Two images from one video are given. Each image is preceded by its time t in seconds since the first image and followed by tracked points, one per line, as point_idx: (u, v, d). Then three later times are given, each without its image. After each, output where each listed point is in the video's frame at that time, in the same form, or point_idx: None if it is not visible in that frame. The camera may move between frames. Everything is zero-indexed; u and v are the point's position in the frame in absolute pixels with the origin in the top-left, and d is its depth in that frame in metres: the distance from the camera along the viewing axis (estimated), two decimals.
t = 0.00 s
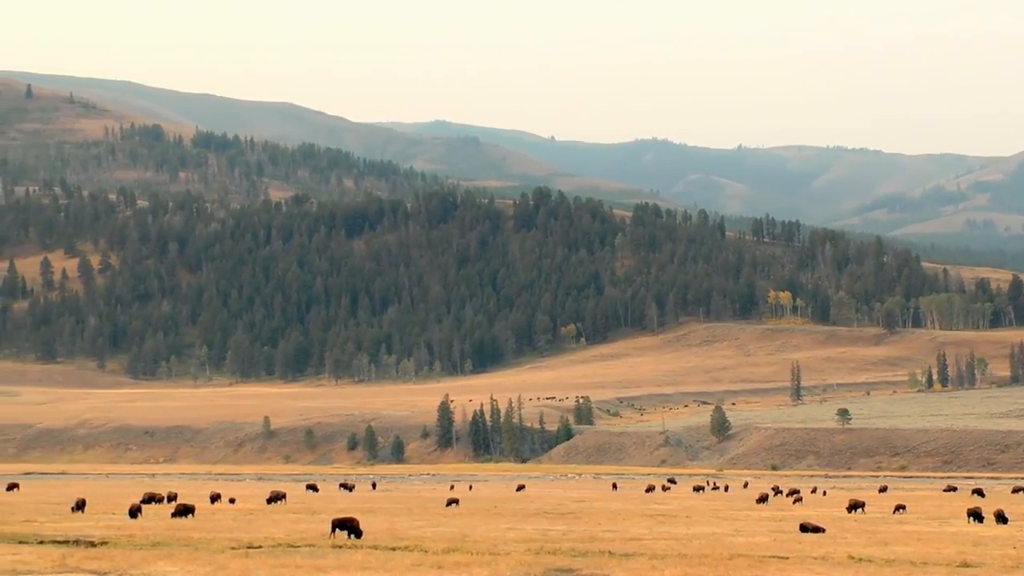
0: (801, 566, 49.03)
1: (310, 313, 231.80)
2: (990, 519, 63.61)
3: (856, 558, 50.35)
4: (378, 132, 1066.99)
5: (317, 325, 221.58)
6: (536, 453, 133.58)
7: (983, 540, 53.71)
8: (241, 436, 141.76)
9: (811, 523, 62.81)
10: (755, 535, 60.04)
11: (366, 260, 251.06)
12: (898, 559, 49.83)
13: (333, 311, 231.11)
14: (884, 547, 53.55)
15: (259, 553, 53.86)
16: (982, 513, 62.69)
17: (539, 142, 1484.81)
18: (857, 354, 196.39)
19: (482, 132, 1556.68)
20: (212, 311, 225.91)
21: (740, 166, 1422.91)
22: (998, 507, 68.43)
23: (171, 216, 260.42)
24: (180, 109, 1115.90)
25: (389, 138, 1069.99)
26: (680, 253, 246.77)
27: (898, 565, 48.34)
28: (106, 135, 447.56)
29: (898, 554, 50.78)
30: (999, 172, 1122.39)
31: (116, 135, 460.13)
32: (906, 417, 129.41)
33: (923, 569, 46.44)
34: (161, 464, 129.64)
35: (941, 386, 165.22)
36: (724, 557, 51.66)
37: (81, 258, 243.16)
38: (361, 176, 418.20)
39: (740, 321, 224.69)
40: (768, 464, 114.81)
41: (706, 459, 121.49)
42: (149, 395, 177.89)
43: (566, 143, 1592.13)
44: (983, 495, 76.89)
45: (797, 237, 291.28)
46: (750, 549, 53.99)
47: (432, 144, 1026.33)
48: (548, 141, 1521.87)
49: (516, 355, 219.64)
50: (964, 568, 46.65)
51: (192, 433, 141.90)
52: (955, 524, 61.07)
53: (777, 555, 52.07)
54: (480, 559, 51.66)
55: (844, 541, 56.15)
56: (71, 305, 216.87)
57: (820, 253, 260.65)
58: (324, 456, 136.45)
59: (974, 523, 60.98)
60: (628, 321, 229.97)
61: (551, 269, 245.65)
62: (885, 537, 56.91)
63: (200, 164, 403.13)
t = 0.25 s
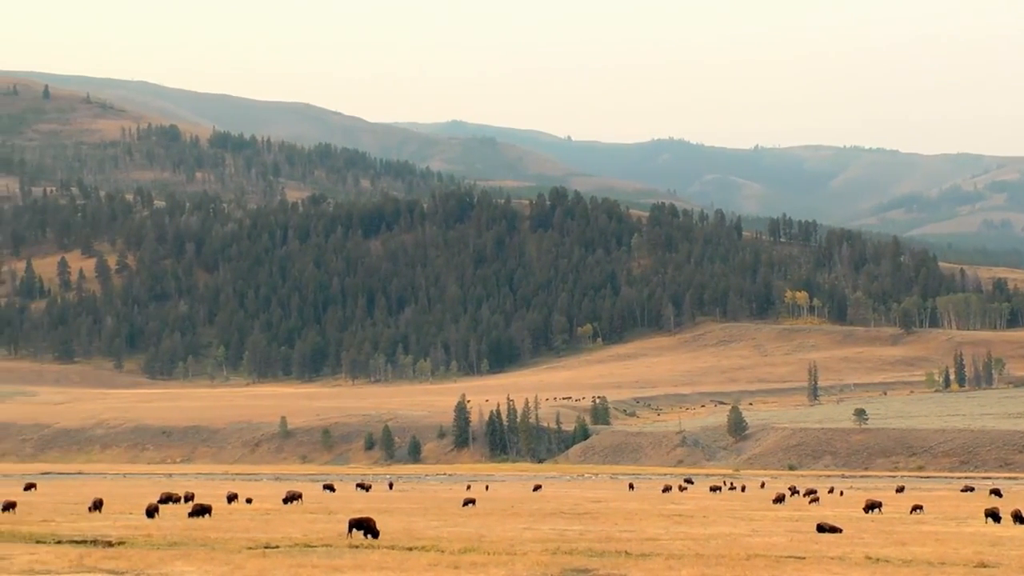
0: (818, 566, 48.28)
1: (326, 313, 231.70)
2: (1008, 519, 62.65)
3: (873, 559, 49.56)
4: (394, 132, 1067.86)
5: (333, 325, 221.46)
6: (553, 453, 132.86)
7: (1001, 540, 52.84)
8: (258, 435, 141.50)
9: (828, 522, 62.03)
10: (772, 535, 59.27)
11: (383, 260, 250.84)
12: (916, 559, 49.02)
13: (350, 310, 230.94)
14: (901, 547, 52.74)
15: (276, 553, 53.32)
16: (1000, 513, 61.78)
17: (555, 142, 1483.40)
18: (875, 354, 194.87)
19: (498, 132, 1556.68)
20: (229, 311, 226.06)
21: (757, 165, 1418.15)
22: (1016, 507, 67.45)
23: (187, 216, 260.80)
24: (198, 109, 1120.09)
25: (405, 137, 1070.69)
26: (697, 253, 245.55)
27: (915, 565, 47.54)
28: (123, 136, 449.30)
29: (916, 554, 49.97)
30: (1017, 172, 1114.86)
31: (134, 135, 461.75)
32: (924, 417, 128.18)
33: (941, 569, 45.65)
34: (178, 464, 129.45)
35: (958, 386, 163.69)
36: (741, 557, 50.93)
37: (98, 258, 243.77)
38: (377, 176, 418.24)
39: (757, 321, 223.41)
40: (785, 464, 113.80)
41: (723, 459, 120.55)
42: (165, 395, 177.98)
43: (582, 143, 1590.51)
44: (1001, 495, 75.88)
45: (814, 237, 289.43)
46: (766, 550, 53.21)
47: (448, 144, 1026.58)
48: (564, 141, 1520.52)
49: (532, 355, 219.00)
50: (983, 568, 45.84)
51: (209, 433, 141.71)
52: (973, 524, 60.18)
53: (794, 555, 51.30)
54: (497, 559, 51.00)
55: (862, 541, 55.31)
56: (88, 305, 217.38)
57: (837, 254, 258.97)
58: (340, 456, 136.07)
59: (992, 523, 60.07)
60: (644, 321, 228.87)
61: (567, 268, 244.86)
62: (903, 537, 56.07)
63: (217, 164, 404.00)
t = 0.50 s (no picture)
0: (835, 566, 47.50)
1: (343, 313, 231.58)
2: None
3: (889, 559, 48.77)
4: (411, 132, 1068.69)
5: (350, 325, 221.25)
6: (570, 453, 132.11)
7: (1018, 540, 51.97)
8: (275, 435, 141.27)
9: (844, 522, 61.24)
10: (787, 535, 58.52)
11: (399, 260, 250.57)
12: (932, 559, 48.22)
13: (366, 311, 230.72)
14: (917, 547, 51.96)
15: (293, 554, 52.77)
16: (1016, 513, 60.84)
17: (571, 141, 1481.88)
18: (892, 354, 193.26)
19: (514, 132, 1556.24)
20: (246, 311, 226.13)
21: (774, 165, 1413.18)
22: None
23: (204, 216, 261.32)
24: (215, 110, 1124.52)
25: (422, 137, 1071.46)
26: (713, 253, 244.31)
27: (932, 565, 46.72)
28: (141, 136, 451.00)
29: (933, 554, 49.13)
30: None
31: (151, 135, 463.40)
32: (942, 417, 126.91)
33: (957, 570, 44.92)
34: (195, 464, 129.25)
35: (975, 386, 162.01)
36: (757, 556, 50.22)
37: (116, 258, 244.36)
38: (394, 176, 418.14)
39: (773, 321, 222.07)
40: (801, 464, 112.78)
41: (739, 459, 119.63)
42: (182, 395, 178.10)
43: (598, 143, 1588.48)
44: (1018, 495, 74.89)
45: (830, 236, 287.55)
46: (783, 550, 52.42)
47: (464, 144, 1026.72)
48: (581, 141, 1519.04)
49: (549, 355, 218.30)
50: (999, 569, 45.12)
51: (226, 433, 141.53)
52: (990, 524, 59.28)
53: (811, 555, 50.54)
54: (513, 559, 50.37)
55: (878, 541, 54.51)
56: (105, 306, 217.79)
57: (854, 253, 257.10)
58: (357, 456, 135.73)
59: (1009, 523, 59.14)
60: (660, 321, 227.79)
61: (584, 269, 243.96)
62: (919, 537, 55.24)
63: (234, 164, 404.82)
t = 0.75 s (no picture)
0: (854, 567, 46.67)
1: (360, 313, 231.45)
2: None
3: (907, 559, 47.91)
4: (427, 132, 1069.42)
5: (367, 326, 221.08)
6: (586, 453, 131.35)
7: None
8: (292, 435, 140.99)
9: (861, 522, 60.41)
10: (804, 535, 57.73)
11: (416, 260, 250.26)
12: (950, 559, 47.40)
13: (383, 311, 230.50)
14: (936, 547, 51.10)
15: (310, 554, 52.23)
16: None
17: (587, 141, 1480.08)
18: (908, 354, 191.65)
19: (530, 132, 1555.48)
20: (263, 311, 226.28)
21: (791, 164, 1407.98)
22: None
23: (221, 216, 261.75)
24: (231, 110, 1128.25)
25: (438, 137, 1072.16)
26: (730, 253, 243.00)
27: (950, 565, 45.85)
28: (158, 137, 452.41)
29: (951, 554, 48.32)
30: None
31: (168, 135, 464.88)
32: (959, 417, 125.62)
33: (975, 570, 44.12)
34: (212, 464, 129.08)
35: (993, 386, 160.39)
36: (774, 556, 49.45)
37: (133, 258, 244.99)
38: (410, 176, 418.11)
39: (790, 321, 220.63)
40: (818, 464, 111.77)
41: (756, 459, 118.65)
42: (198, 395, 178.16)
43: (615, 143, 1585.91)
44: None
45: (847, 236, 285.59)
46: (801, 550, 51.60)
47: (481, 144, 1026.79)
48: (597, 141, 1517.00)
49: (566, 355, 217.58)
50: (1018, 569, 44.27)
51: (242, 433, 141.32)
52: (1009, 525, 58.36)
53: (829, 555, 49.75)
54: (530, 559, 49.69)
55: (895, 541, 53.68)
56: (122, 306, 218.28)
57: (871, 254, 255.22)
58: (373, 456, 135.36)
59: None
60: (677, 321, 226.67)
61: (600, 268, 243.02)
62: (938, 537, 54.35)
63: (250, 164, 405.62)
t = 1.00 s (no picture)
0: (872, 568, 45.82)
1: (376, 313, 231.13)
2: None
3: (925, 559, 47.03)
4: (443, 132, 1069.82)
5: (383, 326, 220.81)
6: (603, 453, 130.54)
7: None
8: (309, 435, 140.58)
9: (878, 523, 59.52)
10: (821, 535, 56.90)
11: (433, 260, 249.84)
12: (968, 559, 46.55)
13: (399, 311, 230.11)
14: (953, 547, 50.24)
15: (326, 554, 51.68)
16: None
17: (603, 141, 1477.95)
18: (925, 354, 189.92)
19: (547, 132, 1554.37)
20: (279, 311, 226.26)
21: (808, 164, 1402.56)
22: None
23: (238, 216, 262.08)
24: (247, 111, 1131.69)
25: (454, 137, 1072.42)
26: (746, 252, 241.59)
27: (967, 566, 45.03)
28: (175, 137, 453.71)
29: (969, 555, 47.46)
30: None
31: (184, 136, 466.13)
32: (977, 417, 124.26)
33: (995, 571, 43.26)
34: (228, 464, 128.84)
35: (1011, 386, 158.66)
36: (791, 557, 48.64)
37: (149, 258, 245.48)
38: (426, 176, 417.89)
39: (807, 321, 219.06)
40: (835, 464, 110.66)
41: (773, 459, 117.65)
42: (214, 395, 178.12)
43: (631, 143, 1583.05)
44: None
45: (864, 235, 283.61)
46: (818, 550, 50.80)
47: (497, 144, 1026.47)
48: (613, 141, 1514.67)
49: (582, 355, 216.79)
50: None
51: (259, 433, 141.07)
52: None
53: (846, 555, 48.94)
54: (546, 559, 49.01)
55: (913, 541, 52.81)
56: (139, 305, 218.65)
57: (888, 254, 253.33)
58: (390, 456, 134.91)
59: None
60: (694, 321, 225.49)
61: (617, 268, 242.06)
62: (956, 537, 53.48)
63: (267, 164, 406.26)
